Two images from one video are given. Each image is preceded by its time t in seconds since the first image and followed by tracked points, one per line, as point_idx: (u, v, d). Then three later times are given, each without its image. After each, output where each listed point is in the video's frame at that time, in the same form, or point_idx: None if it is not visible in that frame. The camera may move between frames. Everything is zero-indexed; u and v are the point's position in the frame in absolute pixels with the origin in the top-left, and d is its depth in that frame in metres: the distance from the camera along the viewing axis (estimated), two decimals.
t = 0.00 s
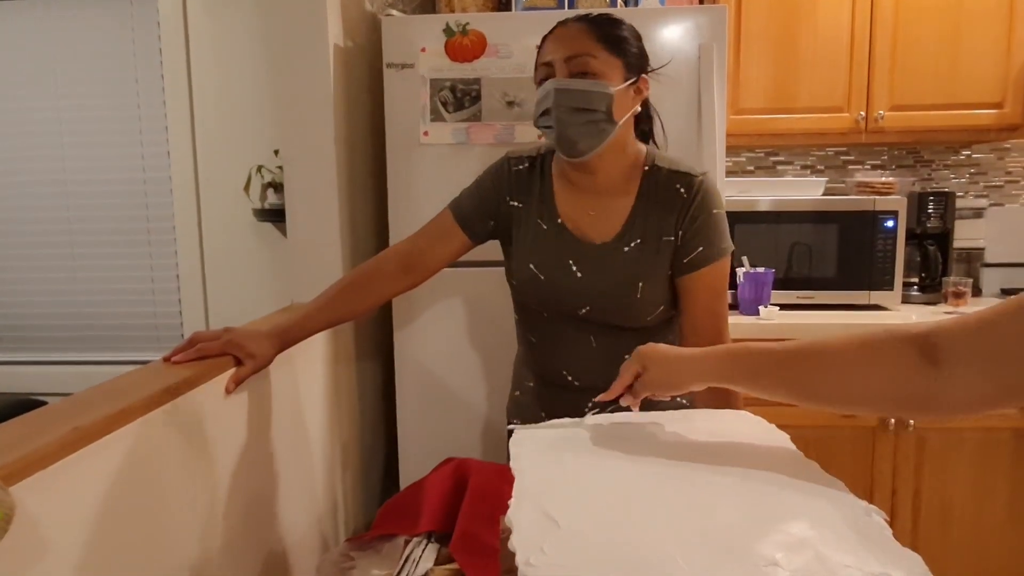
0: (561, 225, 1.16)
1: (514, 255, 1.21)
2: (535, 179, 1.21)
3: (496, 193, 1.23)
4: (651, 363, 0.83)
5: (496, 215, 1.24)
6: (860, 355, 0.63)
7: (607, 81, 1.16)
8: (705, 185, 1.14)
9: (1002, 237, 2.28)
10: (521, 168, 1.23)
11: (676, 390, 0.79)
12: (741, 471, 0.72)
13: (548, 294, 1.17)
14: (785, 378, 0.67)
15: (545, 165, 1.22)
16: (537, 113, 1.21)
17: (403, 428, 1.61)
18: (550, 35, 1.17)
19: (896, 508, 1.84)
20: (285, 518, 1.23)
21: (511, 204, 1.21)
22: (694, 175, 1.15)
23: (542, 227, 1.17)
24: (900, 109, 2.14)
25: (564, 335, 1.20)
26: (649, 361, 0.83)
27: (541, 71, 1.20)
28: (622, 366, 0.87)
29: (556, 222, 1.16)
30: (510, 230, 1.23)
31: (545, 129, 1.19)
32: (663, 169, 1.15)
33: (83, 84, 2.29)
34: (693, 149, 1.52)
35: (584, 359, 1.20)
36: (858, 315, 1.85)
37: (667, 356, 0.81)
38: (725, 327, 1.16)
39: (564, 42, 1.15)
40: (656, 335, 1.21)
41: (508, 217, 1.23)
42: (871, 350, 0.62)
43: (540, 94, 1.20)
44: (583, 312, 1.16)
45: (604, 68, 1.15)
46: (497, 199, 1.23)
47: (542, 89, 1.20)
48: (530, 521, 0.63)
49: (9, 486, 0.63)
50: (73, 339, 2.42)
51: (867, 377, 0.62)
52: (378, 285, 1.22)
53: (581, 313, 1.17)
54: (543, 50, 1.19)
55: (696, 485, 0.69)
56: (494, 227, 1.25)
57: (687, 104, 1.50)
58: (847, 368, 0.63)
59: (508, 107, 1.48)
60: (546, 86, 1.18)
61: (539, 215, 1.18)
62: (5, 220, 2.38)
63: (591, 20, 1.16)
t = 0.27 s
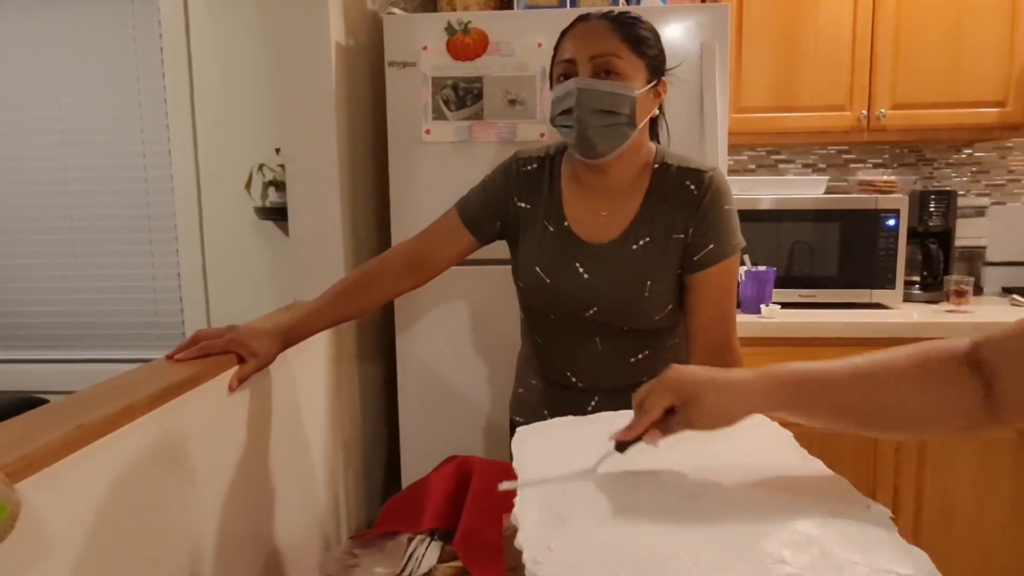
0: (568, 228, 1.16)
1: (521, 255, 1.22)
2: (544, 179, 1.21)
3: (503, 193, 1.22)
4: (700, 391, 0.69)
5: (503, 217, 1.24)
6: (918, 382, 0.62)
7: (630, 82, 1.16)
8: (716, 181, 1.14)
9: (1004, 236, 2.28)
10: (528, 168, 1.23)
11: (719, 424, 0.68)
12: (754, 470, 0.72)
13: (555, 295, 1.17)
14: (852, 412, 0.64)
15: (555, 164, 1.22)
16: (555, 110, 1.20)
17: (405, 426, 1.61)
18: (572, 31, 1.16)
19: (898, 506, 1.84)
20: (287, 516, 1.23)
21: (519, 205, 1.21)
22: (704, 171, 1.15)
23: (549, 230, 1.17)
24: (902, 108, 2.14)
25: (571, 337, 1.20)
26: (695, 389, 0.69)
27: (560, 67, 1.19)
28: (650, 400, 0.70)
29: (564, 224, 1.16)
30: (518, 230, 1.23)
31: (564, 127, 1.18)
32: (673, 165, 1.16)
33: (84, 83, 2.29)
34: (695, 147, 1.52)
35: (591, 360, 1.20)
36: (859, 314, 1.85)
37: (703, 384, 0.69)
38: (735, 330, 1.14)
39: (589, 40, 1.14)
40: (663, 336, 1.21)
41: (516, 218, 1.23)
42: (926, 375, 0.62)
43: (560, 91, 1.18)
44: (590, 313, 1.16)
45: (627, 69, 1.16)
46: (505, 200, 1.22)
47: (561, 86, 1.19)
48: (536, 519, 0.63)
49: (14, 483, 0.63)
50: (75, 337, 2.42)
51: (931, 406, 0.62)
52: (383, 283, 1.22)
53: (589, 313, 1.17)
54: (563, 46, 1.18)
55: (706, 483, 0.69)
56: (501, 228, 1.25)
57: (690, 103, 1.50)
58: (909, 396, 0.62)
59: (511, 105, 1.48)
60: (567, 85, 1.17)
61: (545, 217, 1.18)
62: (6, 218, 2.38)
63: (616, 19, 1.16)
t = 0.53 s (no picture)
0: (574, 228, 1.16)
1: (528, 256, 1.22)
2: (550, 177, 1.20)
3: (507, 193, 1.23)
4: (785, 434, 0.55)
5: (507, 215, 1.24)
6: (979, 406, 0.57)
7: (650, 81, 1.17)
8: (717, 177, 1.14)
9: (1004, 235, 2.28)
10: (535, 164, 1.22)
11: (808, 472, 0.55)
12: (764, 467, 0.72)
13: (563, 294, 1.17)
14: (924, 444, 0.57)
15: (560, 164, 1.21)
16: (571, 103, 1.19)
17: (406, 424, 1.61)
18: (596, 25, 1.16)
19: (897, 505, 1.84)
20: (287, 514, 1.23)
21: (524, 203, 1.22)
22: (706, 167, 1.14)
23: (554, 229, 1.17)
24: (902, 107, 2.14)
25: (576, 335, 1.21)
26: (778, 434, 0.55)
27: (580, 60, 1.18)
28: (723, 455, 0.54)
29: (569, 224, 1.16)
30: (523, 229, 1.23)
31: (580, 121, 1.17)
32: (676, 161, 1.16)
33: (85, 81, 2.29)
34: (696, 146, 1.52)
35: (596, 358, 1.21)
36: (859, 313, 1.85)
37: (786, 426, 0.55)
38: (738, 330, 1.17)
39: (611, 35, 1.14)
40: (668, 334, 1.21)
41: (521, 216, 1.23)
42: (986, 397, 0.57)
43: (578, 84, 1.18)
44: (595, 312, 1.17)
45: (648, 69, 1.16)
46: (510, 199, 1.23)
47: (580, 79, 1.18)
48: (537, 515, 0.63)
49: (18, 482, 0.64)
50: (76, 335, 2.43)
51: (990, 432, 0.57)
52: (386, 282, 1.23)
53: (594, 313, 1.17)
54: (585, 40, 1.17)
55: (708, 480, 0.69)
56: (505, 225, 1.25)
57: (691, 102, 1.50)
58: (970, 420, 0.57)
59: (512, 104, 1.48)
60: (587, 78, 1.17)
61: (552, 216, 1.18)
62: (7, 217, 2.39)
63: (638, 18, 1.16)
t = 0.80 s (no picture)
0: (573, 228, 1.16)
1: (529, 255, 1.23)
2: (552, 177, 1.20)
3: (509, 192, 1.23)
4: (794, 393, 0.64)
5: (509, 214, 1.24)
6: (996, 414, 0.60)
7: (688, 99, 1.13)
8: (713, 178, 1.14)
9: (1003, 235, 2.28)
10: (536, 163, 1.22)
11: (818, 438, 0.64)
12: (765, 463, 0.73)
13: (561, 294, 1.18)
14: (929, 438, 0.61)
15: (563, 163, 1.21)
16: (606, 91, 1.13)
17: (406, 423, 1.62)
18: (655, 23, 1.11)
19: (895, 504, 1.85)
20: (287, 512, 1.23)
21: (525, 202, 1.22)
22: (703, 167, 1.15)
23: (554, 229, 1.18)
24: (902, 107, 2.14)
25: (574, 335, 1.22)
26: (786, 398, 0.64)
27: (626, 52, 1.12)
28: (729, 410, 0.65)
29: (569, 224, 1.16)
30: (524, 228, 1.24)
31: (609, 111, 1.11)
32: (675, 161, 1.17)
33: (85, 80, 2.30)
34: (696, 146, 1.53)
35: (593, 356, 1.22)
36: (858, 312, 1.86)
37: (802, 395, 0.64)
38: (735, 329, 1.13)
39: (666, 38, 1.10)
40: (664, 334, 1.21)
41: (522, 215, 1.23)
42: (1003, 408, 0.60)
43: (619, 73, 1.11)
44: (591, 311, 1.18)
45: (688, 87, 1.13)
46: (512, 198, 1.23)
47: (622, 70, 1.12)
48: (536, 512, 0.64)
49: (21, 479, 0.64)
50: (76, 334, 2.43)
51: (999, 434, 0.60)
52: (386, 280, 1.23)
53: (590, 312, 1.18)
54: (638, 34, 1.12)
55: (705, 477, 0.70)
56: (506, 224, 1.25)
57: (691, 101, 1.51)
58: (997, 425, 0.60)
59: (512, 103, 1.49)
60: (629, 70, 1.11)
61: (551, 216, 1.18)
62: (8, 215, 2.39)
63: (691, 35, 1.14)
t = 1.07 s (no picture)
0: (568, 229, 1.17)
1: (523, 255, 1.23)
2: (548, 178, 1.20)
3: (506, 193, 1.23)
4: (799, 325, 0.75)
5: (505, 215, 1.25)
6: (977, 399, 0.56)
7: (695, 107, 1.13)
8: (714, 178, 1.15)
9: (1000, 235, 2.29)
10: (532, 166, 1.22)
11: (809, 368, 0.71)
12: (758, 464, 0.73)
13: (557, 293, 1.18)
14: (902, 398, 0.60)
15: (559, 165, 1.21)
16: (615, 98, 1.13)
17: (403, 423, 1.62)
18: (667, 31, 1.10)
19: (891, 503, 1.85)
20: (283, 512, 1.24)
21: (521, 204, 1.22)
22: (703, 167, 1.16)
23: (550, 230, 1.18)
24: (899, 107, 2.15)
25: (571, 334, 1.22)
26: (790, 328, 0.75)
27: (637, 59, 1.12)
28: (745, 332, 0.80)
29: (564, 225, 1.17)
30: (520, 230, 1.24)
31: (616, 120, 1.12)
32: (675, 163, 1.17)
33: (83, 79, 2.30)
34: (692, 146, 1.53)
35: (590, 356, 1.22)
36: (854, 312, 1.86)
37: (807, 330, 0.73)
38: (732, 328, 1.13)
39: (677, 45, 1.09)
40: (661, 336, 1.21)
41: (519, 217, 1.24)
42: (987, 396, 0.56)
43: (628, 81, 1.12)
44: (589, 310, 1.17)
45: (695, 97, 1.13)
46: (509, 199, 1.23)
47: (632, 78, 1.12)
48: (526, 511, 0.64)
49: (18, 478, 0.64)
50: (73, 333, 2.43)
51: (982, 402, 0.56)
52: (382, 281, 1.23)
53: (586, 311, 1.18)
54: (649, 40, 1.11)
55: (695, 476, 0.70)
56: (502, 226, 1.26)
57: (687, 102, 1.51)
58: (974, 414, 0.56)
59: (508, 104, 1.49)
60: (642, 79, 1.11)
61: (547, 219, 1.19)
62: (6, 214, 2.39)
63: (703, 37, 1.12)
